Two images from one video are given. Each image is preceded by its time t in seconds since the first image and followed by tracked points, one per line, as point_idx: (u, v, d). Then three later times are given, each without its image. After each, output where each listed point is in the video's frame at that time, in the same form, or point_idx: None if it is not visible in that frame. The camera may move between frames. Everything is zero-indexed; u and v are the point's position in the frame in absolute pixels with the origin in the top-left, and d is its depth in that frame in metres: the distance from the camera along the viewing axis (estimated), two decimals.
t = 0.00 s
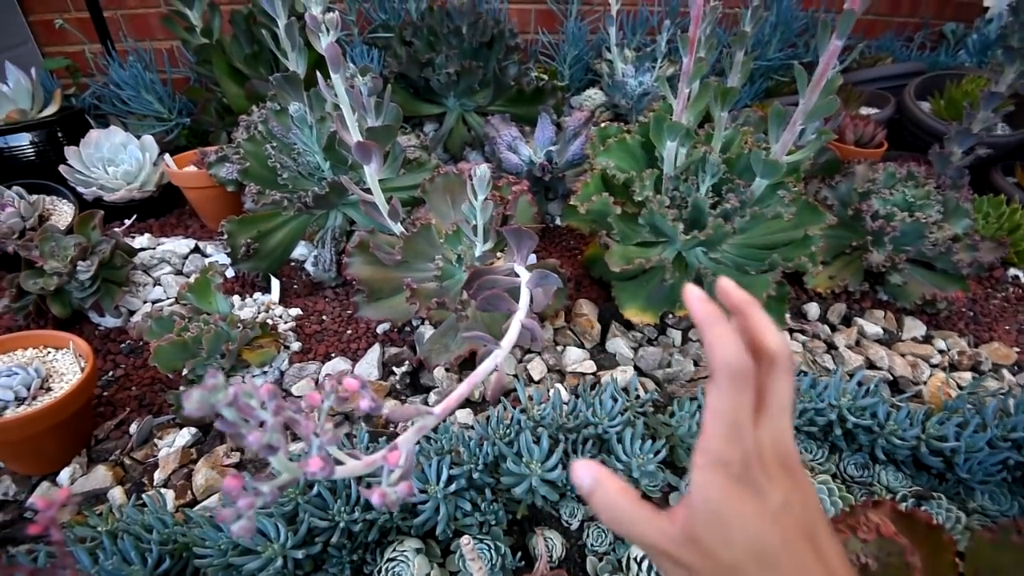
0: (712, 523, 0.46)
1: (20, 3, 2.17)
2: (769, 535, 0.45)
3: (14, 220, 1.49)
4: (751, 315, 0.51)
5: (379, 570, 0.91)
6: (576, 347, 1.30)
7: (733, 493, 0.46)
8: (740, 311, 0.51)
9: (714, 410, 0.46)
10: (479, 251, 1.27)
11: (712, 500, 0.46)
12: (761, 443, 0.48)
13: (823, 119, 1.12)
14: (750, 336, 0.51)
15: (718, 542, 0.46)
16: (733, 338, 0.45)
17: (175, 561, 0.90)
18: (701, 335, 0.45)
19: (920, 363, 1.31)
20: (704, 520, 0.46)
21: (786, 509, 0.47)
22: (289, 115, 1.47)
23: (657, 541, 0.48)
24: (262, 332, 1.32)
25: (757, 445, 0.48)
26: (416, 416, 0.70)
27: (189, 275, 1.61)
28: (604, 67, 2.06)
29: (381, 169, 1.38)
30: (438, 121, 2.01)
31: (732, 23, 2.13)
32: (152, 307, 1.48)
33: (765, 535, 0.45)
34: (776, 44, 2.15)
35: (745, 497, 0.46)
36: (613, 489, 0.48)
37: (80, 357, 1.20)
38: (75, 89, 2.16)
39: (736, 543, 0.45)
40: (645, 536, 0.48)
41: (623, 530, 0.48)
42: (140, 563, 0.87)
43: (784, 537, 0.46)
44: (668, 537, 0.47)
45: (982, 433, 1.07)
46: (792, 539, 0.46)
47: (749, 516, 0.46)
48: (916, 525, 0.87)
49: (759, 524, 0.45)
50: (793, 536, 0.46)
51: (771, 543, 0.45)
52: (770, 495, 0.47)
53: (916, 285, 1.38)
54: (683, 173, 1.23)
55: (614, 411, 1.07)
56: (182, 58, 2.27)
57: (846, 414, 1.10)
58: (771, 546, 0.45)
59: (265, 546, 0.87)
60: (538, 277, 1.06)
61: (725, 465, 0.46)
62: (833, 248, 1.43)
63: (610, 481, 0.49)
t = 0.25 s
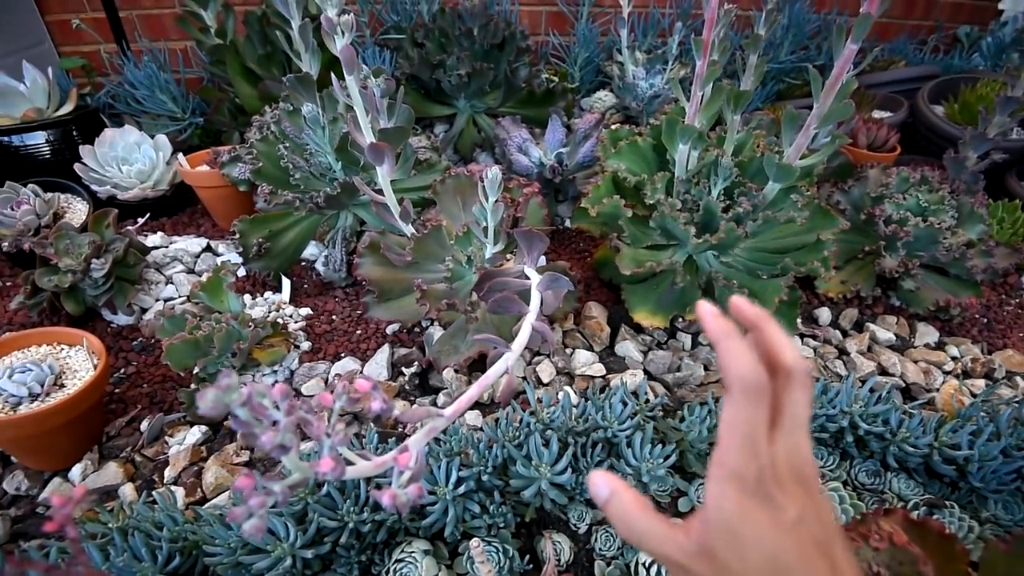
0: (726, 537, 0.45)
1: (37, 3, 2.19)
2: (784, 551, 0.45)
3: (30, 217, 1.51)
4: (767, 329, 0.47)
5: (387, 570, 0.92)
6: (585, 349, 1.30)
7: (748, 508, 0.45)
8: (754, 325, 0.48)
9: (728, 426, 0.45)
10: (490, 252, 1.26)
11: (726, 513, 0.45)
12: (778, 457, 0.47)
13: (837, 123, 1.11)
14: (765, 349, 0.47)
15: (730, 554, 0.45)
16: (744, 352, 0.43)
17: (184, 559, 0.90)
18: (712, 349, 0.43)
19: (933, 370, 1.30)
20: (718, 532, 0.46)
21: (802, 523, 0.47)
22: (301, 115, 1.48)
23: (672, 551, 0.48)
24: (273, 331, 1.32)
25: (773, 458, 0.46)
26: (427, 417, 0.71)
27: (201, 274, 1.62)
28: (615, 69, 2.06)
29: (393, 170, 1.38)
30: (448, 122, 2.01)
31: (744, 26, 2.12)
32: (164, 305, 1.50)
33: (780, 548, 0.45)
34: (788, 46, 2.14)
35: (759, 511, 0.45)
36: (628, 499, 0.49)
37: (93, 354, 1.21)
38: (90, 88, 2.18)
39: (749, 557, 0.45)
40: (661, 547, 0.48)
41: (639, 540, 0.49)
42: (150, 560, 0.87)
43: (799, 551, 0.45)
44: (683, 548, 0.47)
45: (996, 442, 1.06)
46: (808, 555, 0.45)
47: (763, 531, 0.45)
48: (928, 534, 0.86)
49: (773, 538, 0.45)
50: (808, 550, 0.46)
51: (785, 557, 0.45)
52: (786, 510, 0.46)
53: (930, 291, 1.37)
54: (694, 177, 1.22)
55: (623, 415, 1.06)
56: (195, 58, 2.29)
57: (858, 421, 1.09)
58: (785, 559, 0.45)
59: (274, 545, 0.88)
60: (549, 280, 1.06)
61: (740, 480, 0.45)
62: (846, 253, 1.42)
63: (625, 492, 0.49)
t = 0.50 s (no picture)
0: (715, 548, 0.47)
1: (47, 12, 2.22)
2: (772, 558, 0.46)
3: (40, 224, 1.53)
4: (752, 343, 0.54)
5: None
6: (590, 353, 1.30)
7: (735, 517, 0.47)
8: (740, 340, 0.55)
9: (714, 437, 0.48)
10: (494, 258, 1.29)
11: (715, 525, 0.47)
12: (764, 468, 0.49)
13: (841, 127, 1.11)
14: (752, 364, 0.54)
15: (720, 564, 0.47)
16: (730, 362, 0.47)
17: (193, 564, 0.91)
18: (701, 363, 0.47)
19: (939, 373, 1.29)
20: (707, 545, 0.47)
21: (789, 533, 0.48)
22: (307, 122, 1.50)
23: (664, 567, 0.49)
24: (279, 336, 1.34)
25: (759, 469, 0.49)
26: (434, 419, 0.71)
27: (208, 279, 1.63)
28: (618, 72, 2.06)
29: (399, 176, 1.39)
30: (452, 127, 2.02)
31: (748, 29, 2.12)
32: (173, 310, 1.51)
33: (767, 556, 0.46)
34: (792, 49, 2.14)
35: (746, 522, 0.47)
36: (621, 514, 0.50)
37: (102, 360, 1.22)
38: (98, 96, 2.20)
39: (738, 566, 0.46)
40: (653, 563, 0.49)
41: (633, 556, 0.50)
42: (159, 565, 0.88)
43: (787, 559, 0.46)
44: (674, 563, 0.48)
45: (1004, 444, 1.06)
46: (796, 563, 0.46)
47: (750, 539, 0.46)
48: (937, 539, 0.85)
49: (761, 546, 0.46)
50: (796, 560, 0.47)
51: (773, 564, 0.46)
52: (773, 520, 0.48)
53: (936, 292, 1.37)
54: (698, 180, 1.23)
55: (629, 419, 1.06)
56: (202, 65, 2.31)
57: (865, 424, 1.09)
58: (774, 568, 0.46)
59: (282, 551, 0.88)
60: (554, 284, 1.07)
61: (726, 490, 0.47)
62: (851, 255, 1.42)
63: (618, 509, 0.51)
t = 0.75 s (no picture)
0: (658, 495, 0.43)
1: (47, 14, 2.22)
2: (713, 503, 0.42)
3: (40, 225, 1.53)
4: (695, 291, 0.49)
5: None
6: (590, 355, 1.30)
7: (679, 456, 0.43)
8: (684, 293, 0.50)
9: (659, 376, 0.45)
10: (494, 260, 1.28)
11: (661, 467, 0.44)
12: (709, 413, 0.45)
13: (841, 130, 1.11)
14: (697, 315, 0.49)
15: (665, 511, 0.43)
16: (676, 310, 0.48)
17: (191, 565, 0.91)
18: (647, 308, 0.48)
19: (939, 377, 1.29)
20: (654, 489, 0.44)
21: (739, 479, 0.43)
22: (307, 124, 1.50)
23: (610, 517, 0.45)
24: (279, 337, 1.34)
25: (702, 414, 0.45)
26: (433, 426, 0.70)
27: (207, 281, 1.63)
28: (617, 76, 2.07)
29: (398, 178, 1.39)
30: (452, 130, 2.02)
31: (748, 32, 2.12)
32: (172, 312, 1.51)
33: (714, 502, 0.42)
34: (791, 52, 2.14)
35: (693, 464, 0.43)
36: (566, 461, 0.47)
37: (101, 361, 1.22)
38: (98, 98, 2.20)
39: (682, 512, 0.42)
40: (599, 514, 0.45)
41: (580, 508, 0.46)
42: (157, 566, 0.88)
43: (733, 505, 0.42)
44: (619, 513, 0.45)
45: (1004, 448, 1.06)
46: (741, 510, 0.42)
47: (695, 483, 0.42)
48: (936, 542, 0.85)
49: (708, 491, 0.42)
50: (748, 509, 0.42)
51: (720, 510, 0.42)
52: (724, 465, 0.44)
53: (935, 297, 1.37)
54: (698, 183, 1.23)
55: (629, 422, 1.06)
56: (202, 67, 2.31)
57: (864, 428, 1.09)
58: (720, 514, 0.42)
59: (281, 552, 0.88)
60: (554, 288, 1.06)
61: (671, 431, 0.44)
62: (850, 258, 1.42)
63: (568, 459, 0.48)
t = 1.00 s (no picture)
0: (547, 461, 0.53)
1: (60, 13, 2.24)
2: (587, 454, 0.52)
3: (54, 221, 1.54)
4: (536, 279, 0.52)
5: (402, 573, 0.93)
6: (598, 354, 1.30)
7: (558, 434, 0.52)
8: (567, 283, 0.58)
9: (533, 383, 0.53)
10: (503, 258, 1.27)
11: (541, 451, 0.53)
12: (577, 382, 0.55)
13: (852, 129, 1.11)
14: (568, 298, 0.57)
15: (553, 475, 0.52)
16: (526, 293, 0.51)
17: (203, 558, 0.92)
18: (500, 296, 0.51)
19: (950, 378, 1.29)
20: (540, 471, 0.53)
21: (605, 427, 0.54)
22: (318, 122, 1.50)
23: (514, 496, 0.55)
24: (290, 334, 1.35)
25: (570, 383, 0.54)
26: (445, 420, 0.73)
27: (219, 277, 1.64)
28: (627, 74, 2.07)
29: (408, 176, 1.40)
30: (460, 128, 2.03)
31: (758, 31, 2.12)
32: (183, 308, 1.52)
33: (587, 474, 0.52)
34: (802, 51, 2.13)
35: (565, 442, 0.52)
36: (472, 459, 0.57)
37: (115, 355, 1.24)
38: (110, 96, 2.22)
39: (566, 473, 0.52)
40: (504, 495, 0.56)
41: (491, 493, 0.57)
42: (169, 558, 0.89)
43: (603, 452, 0.52)
44: (522, 488, 0.55)
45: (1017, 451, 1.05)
46: (610, 453, 0.53)
47: (574, 443, 0.52)
48: (947, 544, 0.85)
49: (582, 451, 0.52)
50: (618, 459, 0.53)
51: (595, 468, 0.52)
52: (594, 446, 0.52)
53: (947, 297, 1.37)
54: (708, 182, 1.23)
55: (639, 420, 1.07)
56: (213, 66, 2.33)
57: (875, 428, 1.08)
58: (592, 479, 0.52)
59: (292, 545, 0.89)
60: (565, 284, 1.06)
61: (548, 418, 0.52)
62: (861, 258, 1.41)
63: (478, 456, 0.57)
